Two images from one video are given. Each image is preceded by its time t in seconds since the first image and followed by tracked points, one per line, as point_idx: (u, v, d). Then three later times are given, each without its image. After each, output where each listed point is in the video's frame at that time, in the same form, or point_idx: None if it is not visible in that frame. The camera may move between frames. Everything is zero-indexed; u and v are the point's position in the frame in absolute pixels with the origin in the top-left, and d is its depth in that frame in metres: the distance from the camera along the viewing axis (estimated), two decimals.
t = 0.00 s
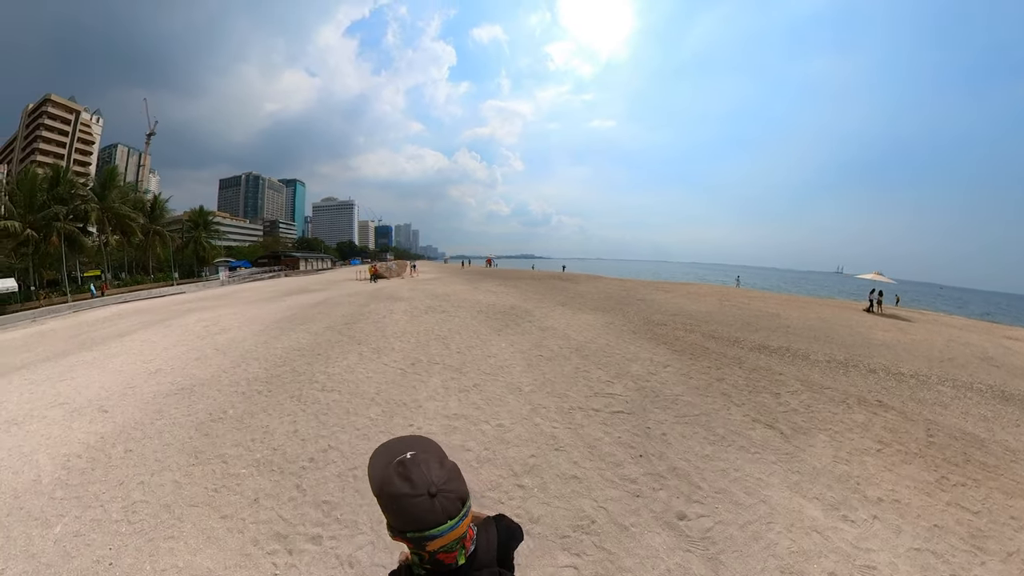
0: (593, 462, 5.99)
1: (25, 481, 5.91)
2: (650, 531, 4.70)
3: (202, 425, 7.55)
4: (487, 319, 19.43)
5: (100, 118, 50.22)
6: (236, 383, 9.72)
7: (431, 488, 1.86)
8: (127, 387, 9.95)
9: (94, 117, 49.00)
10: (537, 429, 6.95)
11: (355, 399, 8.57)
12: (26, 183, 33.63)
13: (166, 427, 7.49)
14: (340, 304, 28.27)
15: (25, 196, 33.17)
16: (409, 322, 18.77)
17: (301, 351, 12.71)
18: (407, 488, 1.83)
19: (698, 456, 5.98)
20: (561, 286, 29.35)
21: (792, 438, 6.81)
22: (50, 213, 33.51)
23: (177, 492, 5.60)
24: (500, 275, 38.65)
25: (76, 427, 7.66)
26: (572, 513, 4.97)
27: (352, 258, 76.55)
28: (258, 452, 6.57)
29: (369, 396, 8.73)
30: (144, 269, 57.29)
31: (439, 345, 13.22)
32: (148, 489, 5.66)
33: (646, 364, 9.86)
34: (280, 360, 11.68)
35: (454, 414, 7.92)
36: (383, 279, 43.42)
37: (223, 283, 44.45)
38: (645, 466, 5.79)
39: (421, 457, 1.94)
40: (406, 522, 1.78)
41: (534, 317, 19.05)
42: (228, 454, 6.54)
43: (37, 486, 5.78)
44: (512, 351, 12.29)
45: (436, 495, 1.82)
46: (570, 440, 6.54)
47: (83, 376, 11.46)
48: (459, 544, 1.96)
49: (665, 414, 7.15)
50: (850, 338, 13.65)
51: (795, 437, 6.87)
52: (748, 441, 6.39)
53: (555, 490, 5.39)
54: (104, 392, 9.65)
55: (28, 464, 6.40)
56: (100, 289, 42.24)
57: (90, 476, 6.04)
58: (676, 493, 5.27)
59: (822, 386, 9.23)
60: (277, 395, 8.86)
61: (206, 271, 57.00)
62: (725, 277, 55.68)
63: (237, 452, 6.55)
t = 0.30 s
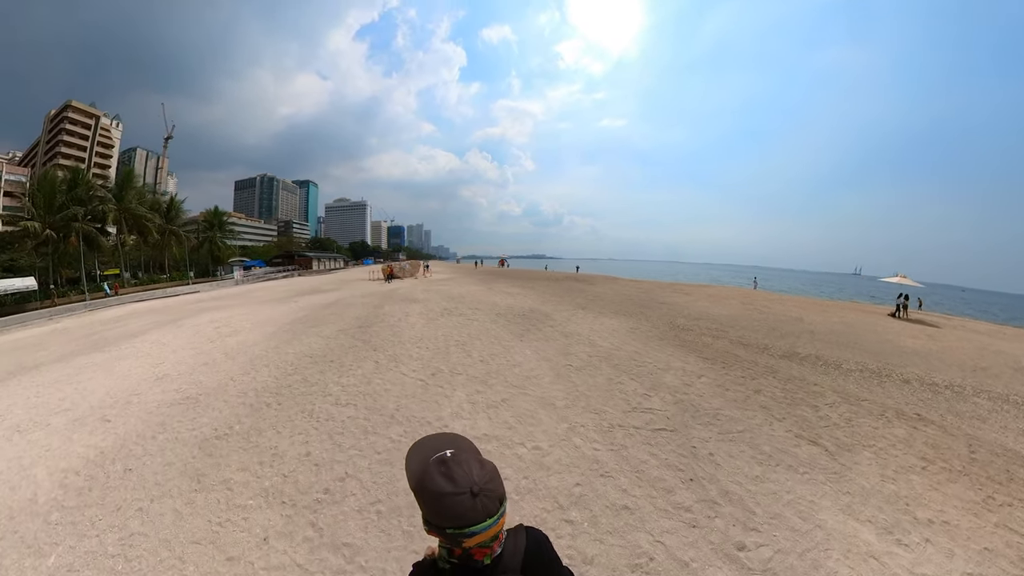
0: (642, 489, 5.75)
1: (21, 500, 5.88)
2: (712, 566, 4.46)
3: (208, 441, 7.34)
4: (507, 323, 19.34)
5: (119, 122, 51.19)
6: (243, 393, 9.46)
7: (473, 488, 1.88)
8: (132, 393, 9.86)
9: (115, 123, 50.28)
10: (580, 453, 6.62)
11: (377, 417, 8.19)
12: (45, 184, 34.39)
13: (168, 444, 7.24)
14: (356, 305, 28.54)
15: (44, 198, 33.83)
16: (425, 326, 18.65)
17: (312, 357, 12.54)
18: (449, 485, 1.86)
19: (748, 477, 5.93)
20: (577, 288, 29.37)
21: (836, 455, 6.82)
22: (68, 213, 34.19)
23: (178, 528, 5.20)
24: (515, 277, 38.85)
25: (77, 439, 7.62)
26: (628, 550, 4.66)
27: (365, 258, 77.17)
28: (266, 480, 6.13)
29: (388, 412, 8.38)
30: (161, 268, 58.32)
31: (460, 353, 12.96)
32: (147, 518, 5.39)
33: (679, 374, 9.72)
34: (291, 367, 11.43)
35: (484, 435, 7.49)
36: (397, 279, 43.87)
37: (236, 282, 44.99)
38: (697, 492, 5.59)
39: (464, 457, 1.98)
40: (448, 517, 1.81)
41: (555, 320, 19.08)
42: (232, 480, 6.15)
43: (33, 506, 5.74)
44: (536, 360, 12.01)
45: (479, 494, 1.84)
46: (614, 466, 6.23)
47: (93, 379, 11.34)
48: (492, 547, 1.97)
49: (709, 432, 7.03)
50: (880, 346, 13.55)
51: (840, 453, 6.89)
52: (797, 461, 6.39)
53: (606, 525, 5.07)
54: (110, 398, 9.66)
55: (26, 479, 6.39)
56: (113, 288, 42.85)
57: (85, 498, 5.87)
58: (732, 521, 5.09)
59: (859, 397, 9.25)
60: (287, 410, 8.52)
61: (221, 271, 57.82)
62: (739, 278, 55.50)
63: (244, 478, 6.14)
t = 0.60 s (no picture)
0: (693, 516, 5.46)
1: (1, 520, 5.43)
2: None
3: (202, 459, 6.77)
4: (524, 326, 19.09)
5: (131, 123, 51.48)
6: (240, 404, 8.88)
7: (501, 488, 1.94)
8: (127, 399, 9.41)
9: (129, 126, 51.05)
10: (621, 476, 6.19)
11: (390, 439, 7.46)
12: (56, 184, 34.58)
13: (160, 461, 6.71)
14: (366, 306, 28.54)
15: (54, 197, 33.79)
16: (436, 327, 18.24)
17: (316, 363, 11.88)
18: (479, 484, 1.91)
19: (798, 496, 5.90)
20: (588, 289, 29.34)
21: (879, 467, 6.91)
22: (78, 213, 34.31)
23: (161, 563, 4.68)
24: (524, 277, 38.95)
25: (65, 450, 7.19)
26: None
27: (374, 258, 77.39)
28: (261, 514, 5.47)
29: (400, 429, 7.76)
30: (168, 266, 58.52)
31: (477, 359, 12.24)
32: (128, 551, 4.85)
33: (711, 382, 9.67)
34: (292, 374, 10.81)
35: (513, 458, 6.84)
36: (407, 279, 44.00)
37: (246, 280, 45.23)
38: (751, 516, 5.44)
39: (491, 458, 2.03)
40: (478, 516, 1.86)
41: (571, 322, 19.07)
42: (223, 510, 5.54)
43: (10, 526, 5.32)
44: (561, 367, 11.33)
45: (508, 495, 1.90)
46: (660, 490, 5.89)
47: (91, 383, 10.79)
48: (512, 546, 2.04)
49: (752, 446, 7.04)
50: (906, 350, 13.55)
51: (884, 466, 6.94)
52: (844, 477, 6.45)
53: (660, 562, 4.72)
54: (104, 404, 9.18)
55: (9, 494, 6.00)
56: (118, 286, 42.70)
57: (66, 523, 5.35)
58: (790, 547, 4.98)
59: (892, 405, 9.31)
60: (288, 425, 7.92)
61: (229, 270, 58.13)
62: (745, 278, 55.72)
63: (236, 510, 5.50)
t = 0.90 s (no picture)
0: (736, 548, 5.27)
1: None
2: None
3: (186, 488, 6.34)
4: (533, 330, 18.88)
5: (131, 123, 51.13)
6: (229, 422, 8.53)
7: (485, 510, 1.94)
8: (111, 415, 9.09)
9: (129, 126, 50.65)
10: (656, 506, 5.90)
11: (392, 469, 6.96)
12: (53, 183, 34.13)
13: (141, 490, 6.30)
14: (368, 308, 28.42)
15: (51, 197, 33.41)
16: (442, 331, 17.95)
17: (311, 374, 11.44)
18: (462, 508, 1.92)
19: (837, 518, 5.89)
20: (594, 290, 29.43)
21: (910, 480, 7.00)
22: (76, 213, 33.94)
23: None
24: (528, 278, 38.96)
25: (43, 473, 6.86)
26: None
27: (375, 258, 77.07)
28: (249, 562, 4.95)
29: (406, 457, 7.25)
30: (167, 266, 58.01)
31: (487, 367, 12.11)
32: None
33: (735, 393, 9.70)
34: (287, 388, 10.33)
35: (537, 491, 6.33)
36: (409, 279, 43.77)
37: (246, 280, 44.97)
38: (794, 544, 5.32)
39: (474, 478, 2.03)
40: (463, 541, 1.88)
41: (581, 325, 19.08)
42: (208, 556, 5.02)
43: None
44: (577, 379, 10.90)
45: (491, 516, 1.91)
46: (699, 522, 5.63)
47: (75, 395, 10.50)
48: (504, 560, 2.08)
49: (785, 464, 7.06)
50: (919, 354, 13.69)
51: (915, 480, 7.01)
52: (879, 495, 6.49)
53: None
54: (85, 419, 8.86)
55: None
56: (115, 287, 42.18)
57: (36, 564, 4.93)
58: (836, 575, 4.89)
59: (914, 413, 9.41)
60: (279, 451, 7.43)
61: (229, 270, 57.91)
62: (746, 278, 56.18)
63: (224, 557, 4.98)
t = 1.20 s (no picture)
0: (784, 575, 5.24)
1: None
2: None
3: (165, 528, 5.70)
4: (545, 333, 18.88)
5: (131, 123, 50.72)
6: (218, 442, 7.98)
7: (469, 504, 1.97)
8: (93, 431, 8.75)
9: (128, 126, 50.18)
10: (702, 536, 5.76)
11: (403, 507, 6.20)
12: (48, 183, 33.73)
13: (116, 528, 5.70)
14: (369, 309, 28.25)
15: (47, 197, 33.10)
16: (448, 336, 17.82)
17: (306, 385, 10.91)
18: (447, 503, 1.93)
19: (880, 535, 5.96)
20: (600, 290, 29.50)
21: (944, 491, 7.09)
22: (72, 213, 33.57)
23: None
24: (531, 278, 38.98)
25: (17, 498, 6.48)
26: None
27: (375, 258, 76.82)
28: None
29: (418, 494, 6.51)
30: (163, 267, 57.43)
31: (502, 375, 12.03)
32: None
33: (762, 401, 9.78)
34: (279, 402, 9.77)
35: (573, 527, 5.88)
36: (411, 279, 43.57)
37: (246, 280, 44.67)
38: (841, 567, 5.36)
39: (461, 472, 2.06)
40: (449, 538, 1.91)
41: (591, 328, 19.11)
42: None
43: None
44: (598, 390, 10.77)
45: (475, 511, 1.94)
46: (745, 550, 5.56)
47: (54, 410, 10.21)
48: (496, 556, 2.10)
49: (821, 479, 7.14)
50: (933, 357, 13.82)
51: (948, 491, 7.10)
52: (916, 508, 6.58)
53: None
54: (63, 437, 8.53)
55: None
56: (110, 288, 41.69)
57: None
58: None
59: (936, 420, 9.54)
60: (270, 482, 6.69)
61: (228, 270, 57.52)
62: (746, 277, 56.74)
63: None
